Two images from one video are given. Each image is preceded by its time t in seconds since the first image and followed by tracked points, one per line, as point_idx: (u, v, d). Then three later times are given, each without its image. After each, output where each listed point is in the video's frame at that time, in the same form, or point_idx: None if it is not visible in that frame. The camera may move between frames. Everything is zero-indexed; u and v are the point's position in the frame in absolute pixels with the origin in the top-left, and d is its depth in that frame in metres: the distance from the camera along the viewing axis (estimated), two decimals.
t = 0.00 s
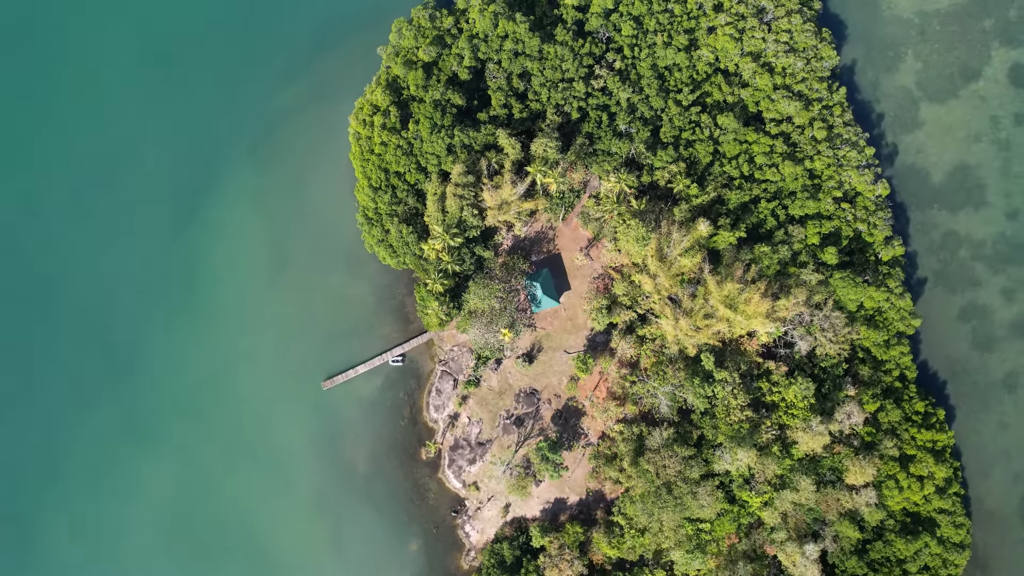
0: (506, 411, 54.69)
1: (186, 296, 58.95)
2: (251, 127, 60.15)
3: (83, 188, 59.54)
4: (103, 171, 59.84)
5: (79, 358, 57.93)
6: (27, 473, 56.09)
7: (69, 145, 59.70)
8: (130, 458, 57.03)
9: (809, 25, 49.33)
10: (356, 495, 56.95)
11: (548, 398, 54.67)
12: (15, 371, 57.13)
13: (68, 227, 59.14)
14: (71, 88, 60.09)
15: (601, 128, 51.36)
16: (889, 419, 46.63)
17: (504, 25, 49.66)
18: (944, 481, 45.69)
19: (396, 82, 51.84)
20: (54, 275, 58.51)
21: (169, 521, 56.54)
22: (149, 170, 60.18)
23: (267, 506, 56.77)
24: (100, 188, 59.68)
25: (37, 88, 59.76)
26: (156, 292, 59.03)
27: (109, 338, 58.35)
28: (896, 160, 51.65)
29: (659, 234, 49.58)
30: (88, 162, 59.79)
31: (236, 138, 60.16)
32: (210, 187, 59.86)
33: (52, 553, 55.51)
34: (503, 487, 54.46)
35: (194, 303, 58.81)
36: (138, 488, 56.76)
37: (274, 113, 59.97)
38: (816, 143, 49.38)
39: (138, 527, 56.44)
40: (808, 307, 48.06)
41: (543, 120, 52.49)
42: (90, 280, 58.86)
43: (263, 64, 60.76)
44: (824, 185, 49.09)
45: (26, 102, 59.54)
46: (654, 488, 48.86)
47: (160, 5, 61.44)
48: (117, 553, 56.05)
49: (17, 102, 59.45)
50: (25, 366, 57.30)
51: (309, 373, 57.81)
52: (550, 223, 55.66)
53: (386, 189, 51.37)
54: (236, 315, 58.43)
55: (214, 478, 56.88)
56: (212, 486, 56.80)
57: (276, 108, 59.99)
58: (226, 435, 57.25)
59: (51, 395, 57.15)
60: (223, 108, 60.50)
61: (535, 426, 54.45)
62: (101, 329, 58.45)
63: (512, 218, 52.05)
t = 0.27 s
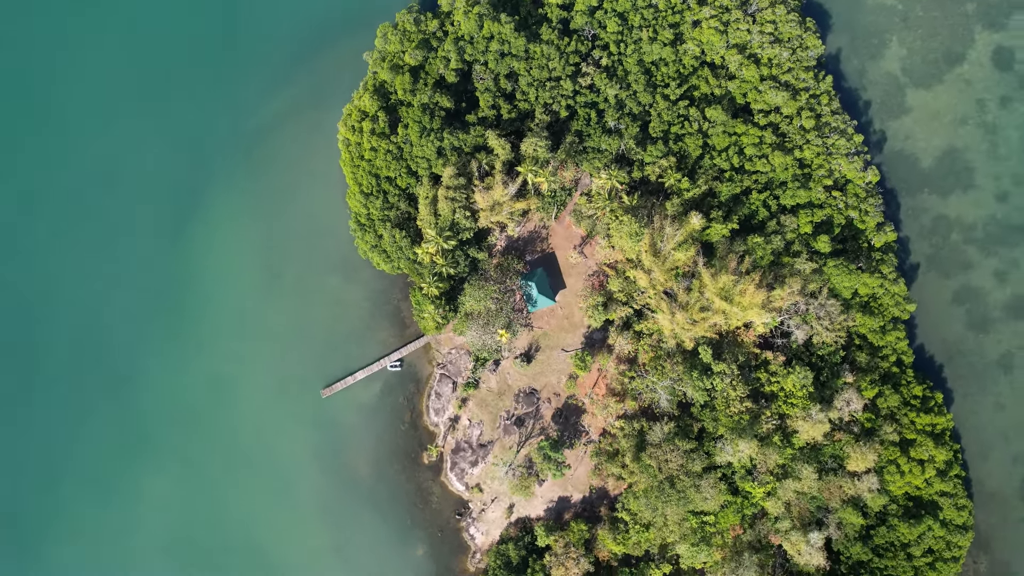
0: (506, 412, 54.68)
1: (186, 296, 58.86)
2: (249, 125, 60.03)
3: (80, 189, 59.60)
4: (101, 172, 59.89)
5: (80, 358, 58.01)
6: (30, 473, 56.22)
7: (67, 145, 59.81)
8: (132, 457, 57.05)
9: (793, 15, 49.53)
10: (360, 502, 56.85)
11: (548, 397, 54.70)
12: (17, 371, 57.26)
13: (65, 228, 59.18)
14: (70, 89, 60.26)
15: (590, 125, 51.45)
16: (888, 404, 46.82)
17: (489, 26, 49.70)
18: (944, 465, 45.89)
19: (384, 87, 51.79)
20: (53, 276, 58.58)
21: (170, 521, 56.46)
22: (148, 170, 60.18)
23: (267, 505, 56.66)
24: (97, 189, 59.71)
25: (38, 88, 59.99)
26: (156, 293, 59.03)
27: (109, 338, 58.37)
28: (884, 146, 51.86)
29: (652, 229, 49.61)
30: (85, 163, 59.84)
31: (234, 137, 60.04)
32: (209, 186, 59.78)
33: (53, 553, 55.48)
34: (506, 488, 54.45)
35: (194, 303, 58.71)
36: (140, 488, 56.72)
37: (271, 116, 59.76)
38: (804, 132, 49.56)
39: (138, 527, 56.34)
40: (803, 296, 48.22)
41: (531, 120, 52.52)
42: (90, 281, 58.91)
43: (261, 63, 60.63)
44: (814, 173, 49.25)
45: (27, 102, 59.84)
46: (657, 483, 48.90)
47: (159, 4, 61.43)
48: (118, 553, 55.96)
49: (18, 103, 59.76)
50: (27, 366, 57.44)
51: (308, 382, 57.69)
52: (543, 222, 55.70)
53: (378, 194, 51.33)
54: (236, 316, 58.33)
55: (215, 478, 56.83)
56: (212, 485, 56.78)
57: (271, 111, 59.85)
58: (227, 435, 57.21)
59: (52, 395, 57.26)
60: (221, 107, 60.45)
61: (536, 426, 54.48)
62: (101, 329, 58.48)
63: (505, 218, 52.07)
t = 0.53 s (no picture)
0: (507, 413, 54.66)
1: (186, 295, 58.70)
2: (247, 124, 59.83)
3: (76, 189, 59.42)
4: (98, 171, 59.69)
5: (80, 358, 57.96)
6: (32, 473, 56.30)
7: (63, 145, 59.59)
8: (134, 456, 57.04)
9: (777, 6, 49.69)
10: (363, 508, 56.76)
11: (547, 396, 54.71)
12: (17, 372, 57.17)
13: (62, 228, 59.02)
14: (68, 88, 60.01)
15: (579, 123, 51.48)
16: (886, 390, 47.08)
17: (475, 28, 49.70)
18: (944, 448, 46.10)
19: (371, 92, 51.73)
20: (51, 277, 58.41)
21: (170, 520, 56.49)
22: (146, 170, 59.96)
23: (268, 505, 56.63)
24: (94, 189, 59.53)
25: (37, 89, 59.80)
26: (155, 293, 58.93)
27: (109, 338, 58.28)
28: (873, 133, 52.06)
29: (645, 224, 49.63)
30: (80, 162, 59.61)
31: (232, 137, 59.83)
32: (207, 186, 59.62)
33: (55, 551, 55.59)
34: (509, 489, 54.44)
35: (193, 303, 58.58)
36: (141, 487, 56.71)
37: (266, 118, 59.56)
38: (793, 122, 49.69)
39: (139, 526, 56.40)
40: (798, 286, 48.33)
41: (521, 120, 52.49)
42: (87, 281, 58.79)
43: (260, 62, 60.35)
44: (804, 163, 49.41)
45: (26, 102, 59.64)
46: (660, 477, 48.93)
47: (157, 4, 61.08)
48: (119, 553, 56.02)
49: (17, 103, 59.57)
50: (26, 368, 57.32)
51: (306, 390, 57.53)
52: (536, 222, 55.71)
53: (370, 200, 51.26)
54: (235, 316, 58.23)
55: (216, 477, 56.82)
56: (213, 484, 56.76)
57: (267, 113, 59.64)
58: (228, 434, 57.16)
59: (52, 395, 57.25)
60: (218, 106, 60.22)
61: (536, 425, 54.48)
62: (100, 330, 58.39)
63: (497, 219, 52.07)
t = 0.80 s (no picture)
0: (507, 413, 54.66)
1: (186, 296, 58.56)
2: (244, 123, 59.71)
3: (73, 188, 59.22)
4: (95, 172, 59.49)
5: (80, 359, 57.82)
6: (35, 472, 56.27)
7: (62, 144, 59.41)
8: (137, 457, 56.99)
9: None
10: (367, 514, 56.69)
11: (547, 395, 54.73)
12: (16, 373, 56.98)
13: (60, 228, 58.83)
14: (67, 86, 59.87)
15: (568, 121, 51.52)
16: (884, 376, 47.20)
17: (461, 30, 49.71)
18: (944, 431, 46.31)
19: (360, 98, 51.71)
20: (51, 278, 58.24)
21: (173, 520, 56.39)
22: (144, 170, 59.79)
23: (270, 506, 56.55)
24: (91, 189, 59.34)
25: (35, 88, 59.64)
26: (155, 293, 58.81)
27: (109, 338, 58.12)
28: (861, 121, 52.26)
29: (638, 220, 49.68)
30: (78, 161, 59.45)
31: (231, 136, 59.68)
32: (205, 185, 59.48)
33: (57, 550, 55.58)
34: (512, 489, 54.44)
35: (193, 304, 58.42)
36: (144, 487, 56.65)
37: (261, 120, 59.43)
38: (782, 113, 49.84)
39: (143, 527, 56.34)
40: (792, 276, 48.47)
41: (510, 120, 52.48)
42: (86, 281, 58.60)
43: (257, 61, 60.13)
44: (794, 153, 49.55)
45: (24, 101, 59.44)
46: (662, 472, 48.96)
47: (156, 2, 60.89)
48: (123, 553, 55.94)
49: (15, 101, 59.44)
50: (26, 368, 57.20)
51: (305, 398, 57.42)
52: (529, 221, 55.74)
53: (362, 205, 51.20)
54: (235, 315, 58.12)
55: (218, 477, 56.77)
56: (215, 484, 56.73)
57: (262, 115, 59.48)
58: (229, 434, 57.10)
59: (52, 396, 57.12)
60: (216, 105, 60.06)
61: (537, 425, 54.50)
62: (100, 330, 58.26)
63: (490, 220, 52.09)
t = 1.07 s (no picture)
0: (507, 414, 54.66)
1: (186, 297, 58.41)
2: (242, 122, 59.59)
3: (71, 188, 59.22)
4: (94, 172, 59.44)
5: (80, 359, 57.82)
6: (39, 470, 56.35)
7: (61, 144, 59.37)
8: (140, 457, 56.96)
9: None
10: (370, 519, 56.59)
11: (547, 394, 54.74)
12: (18, 373, 57.06)
13: (60, 229, 58.84)
14: (65, 85, 59.80)
15: (558, 120, 51.53)
16: (882, 362, 47.26)
17: (447, 32, 49.68)
18: (943, 416, 46.49)
19: (348, 104, 51.64)
20: (50, 278, 58.28)
21: (174, 520, 56.37)
22: (142, 170, 59.69)
23: (272, 507, 56.48)
24: (88, 189, 59.31)
25: (34, 87, 59.58)
26: (154, 293, 58.73)
27: (109, 339, 58.12)
28: (849, 109, 52.45)
29: (631, 216, 49.68)
30: (77, 161, 59.46)
31: (229, 137, 59.52)
32: (203, 185, 59.34)
33: (60, 548, 55.70)
34: (515, 490, 54.42)
35: (193, 305, 58.26)
36: (146, 488, 56.62)
37: (256, 123, 59.32)
38: (770, 104, 49.94)
39: (145, 527, 56.32)
40: (787, 266, 48.57)
41: (500, 121, 52.46)
42: (86, 281, 58.58)
43: (255, 61, 59.92)
44: (784, 143, 49.67)
45: (24, 101, 59.45)
46: (664, 467, 48.93)
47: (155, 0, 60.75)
48: (125, 553, 56.01)
49: (15, 99, 59.46)
50: (26, 369, 57.26)
51: (305, 406, 57.30)
52: (522, 221, 55.73)
53: (354, 211, 51.11)
54: (234, 316, 57.99)
55: (218, 478, 56.68)
56: (216, 485, 56.66)
57: (258, 118, 59.38)
58: (230, 435, 57.02)
59: (52, 396, 57.15)
60: (214, 106, 59.94)
61: (538, 424, 54.49)
62: (101, 330, 58.25)
63: (484, 222, 52.08)
